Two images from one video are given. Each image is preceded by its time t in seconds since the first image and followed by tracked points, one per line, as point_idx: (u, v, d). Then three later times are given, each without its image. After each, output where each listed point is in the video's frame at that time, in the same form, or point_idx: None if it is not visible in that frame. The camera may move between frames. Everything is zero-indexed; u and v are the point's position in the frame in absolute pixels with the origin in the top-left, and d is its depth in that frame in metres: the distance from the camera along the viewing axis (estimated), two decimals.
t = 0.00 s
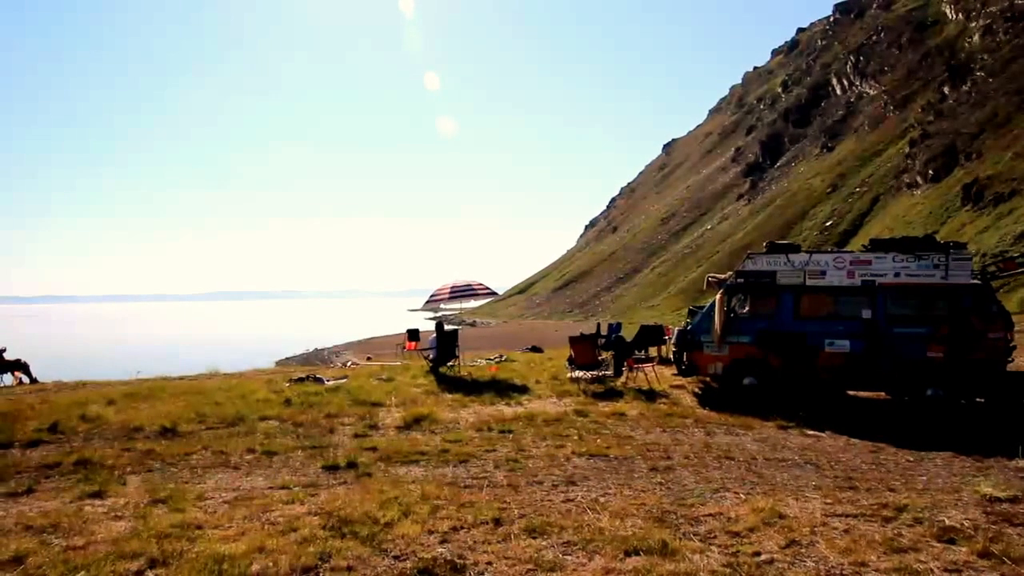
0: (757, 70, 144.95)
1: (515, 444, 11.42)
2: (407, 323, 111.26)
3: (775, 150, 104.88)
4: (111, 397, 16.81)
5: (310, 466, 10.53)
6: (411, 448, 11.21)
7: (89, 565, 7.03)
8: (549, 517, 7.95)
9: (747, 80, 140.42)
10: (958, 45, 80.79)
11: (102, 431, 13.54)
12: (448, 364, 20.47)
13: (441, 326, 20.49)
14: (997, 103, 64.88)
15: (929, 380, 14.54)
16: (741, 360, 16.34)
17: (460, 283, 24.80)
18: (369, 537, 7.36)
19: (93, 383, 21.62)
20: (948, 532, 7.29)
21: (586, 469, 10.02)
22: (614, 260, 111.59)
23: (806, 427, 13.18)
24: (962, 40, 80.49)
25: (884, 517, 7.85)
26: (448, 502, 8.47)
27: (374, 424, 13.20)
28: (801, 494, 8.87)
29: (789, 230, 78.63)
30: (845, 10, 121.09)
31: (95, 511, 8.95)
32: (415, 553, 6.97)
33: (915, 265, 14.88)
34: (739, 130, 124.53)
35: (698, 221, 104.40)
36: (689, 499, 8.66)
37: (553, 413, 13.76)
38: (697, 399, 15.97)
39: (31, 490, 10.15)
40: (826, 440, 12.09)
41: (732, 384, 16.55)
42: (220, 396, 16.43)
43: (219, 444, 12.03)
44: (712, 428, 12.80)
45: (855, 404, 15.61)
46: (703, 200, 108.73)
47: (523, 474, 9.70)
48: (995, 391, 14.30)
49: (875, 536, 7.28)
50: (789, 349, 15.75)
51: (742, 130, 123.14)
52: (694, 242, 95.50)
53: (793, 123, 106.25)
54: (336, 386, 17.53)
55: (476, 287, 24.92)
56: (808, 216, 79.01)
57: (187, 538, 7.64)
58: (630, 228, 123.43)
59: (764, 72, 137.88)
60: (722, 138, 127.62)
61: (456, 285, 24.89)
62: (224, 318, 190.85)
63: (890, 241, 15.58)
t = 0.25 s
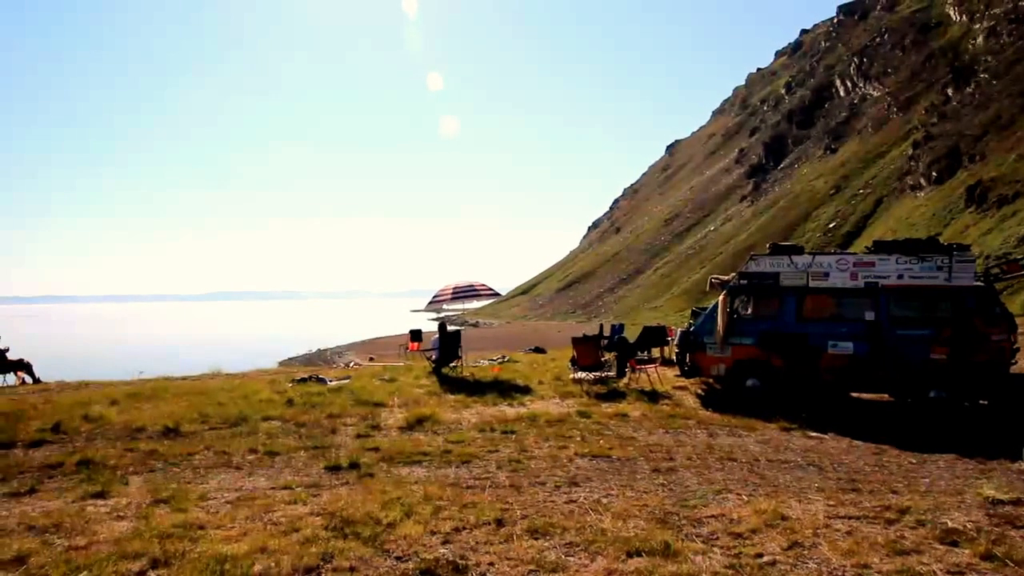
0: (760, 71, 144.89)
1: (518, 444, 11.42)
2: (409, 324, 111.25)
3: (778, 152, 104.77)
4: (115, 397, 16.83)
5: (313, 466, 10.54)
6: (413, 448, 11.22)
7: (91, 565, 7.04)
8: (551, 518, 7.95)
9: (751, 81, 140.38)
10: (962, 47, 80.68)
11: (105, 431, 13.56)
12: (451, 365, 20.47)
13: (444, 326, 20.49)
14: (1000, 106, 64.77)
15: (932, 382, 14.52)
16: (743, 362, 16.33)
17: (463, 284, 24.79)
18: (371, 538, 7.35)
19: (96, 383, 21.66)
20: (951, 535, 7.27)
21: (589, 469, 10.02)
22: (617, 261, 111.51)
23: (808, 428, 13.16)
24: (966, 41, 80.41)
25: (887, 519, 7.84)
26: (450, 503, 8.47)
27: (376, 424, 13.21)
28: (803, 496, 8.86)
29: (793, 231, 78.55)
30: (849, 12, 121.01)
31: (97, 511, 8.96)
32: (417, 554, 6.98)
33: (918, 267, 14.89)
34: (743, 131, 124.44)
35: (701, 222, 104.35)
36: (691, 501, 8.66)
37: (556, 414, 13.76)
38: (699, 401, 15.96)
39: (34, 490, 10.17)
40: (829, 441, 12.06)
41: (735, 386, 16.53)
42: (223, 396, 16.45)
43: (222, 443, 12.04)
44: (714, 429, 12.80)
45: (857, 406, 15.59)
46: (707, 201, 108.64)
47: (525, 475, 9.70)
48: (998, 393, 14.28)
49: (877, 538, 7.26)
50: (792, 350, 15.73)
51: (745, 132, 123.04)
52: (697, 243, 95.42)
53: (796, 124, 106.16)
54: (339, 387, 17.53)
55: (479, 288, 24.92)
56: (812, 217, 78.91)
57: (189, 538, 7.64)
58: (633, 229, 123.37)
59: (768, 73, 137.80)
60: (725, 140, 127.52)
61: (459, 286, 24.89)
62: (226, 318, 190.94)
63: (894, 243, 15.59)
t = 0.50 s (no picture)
0: (761, 73, 144.87)
1: (518, 445, 11.43)
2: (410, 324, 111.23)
3: (779, 153, 104.74)
4: (115, 397, 16.84)
5: (313, 467, 10.54)
6: (413, 449, 11.22)
7: (91, 565, 7.04)
8: (552, 519, 7.94)
9: (753, 83, 140.31)
10: (963, 49, 80.70)
11: (106, 431, 13.56)
12: (451, 365, 20.47)
13: (445, 327, 20.48)
14: (1001, 108, 64.78)
15: (933, 383, 14.51)
16: (744, 363, 16.32)
17: (464, 284, 24.78)
18: (371, 538, 7.36)
19: (96, 383, 21.67)
20: (951, 537, 7.26)
21: (589, 471, 10.02)
22: (618, 262, 111.48)
23: (808, 430, 13.16)
24: (967, 43, 80.42)
25: (887, 521, 7.83)
26: (450, 504, 8.47)
27: (377, 424, 13.22)
28: (803, 497, 8.86)
29: (794, 233, 78.53)
30: (850, 14, 121.04)
31: (97, 511, 8.95)
32: (417, 555, 6.98)
33: (919, 269, 14.88)
34: (744, 133, 124.42)
35: (702, 223, 104.32)
36: (691, 502, 8.65)
37: (556, 415, 13.76)
38: (700, 402, 15.94)
39: (34, 490, 10.17)
40: (830, 443, 12.05)
41: (735, 387, 16.52)
42: (223, 396, 16.45)
43: (222, 444, 12.04)
44: (714, 431, 12.79)
45: (858, 407, 15.57)
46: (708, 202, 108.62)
47: (525, 476, 9.69)
48: (998, 395, 14.27)
49: (877, 539, 7.26)
50: (793, 352, 15.72)
51: (746, 133, 123.05)
52: (698, 245, 95.40)
53: (798, 126, 106.12)
54: (339, 387, 17.52)
55: (480, 288, 24.91)
56: (813, 219, 78.86)
57: (189, 539, 7.64)
58: (634, 230, 123.37)
59: (769, 75, 137.79)
60: (726, 141, 127.50)
61: (460, 286, 24.88)
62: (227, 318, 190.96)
63: (895, 245, 15.58)
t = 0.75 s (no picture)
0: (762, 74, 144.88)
1: (518, 445, 11.43)
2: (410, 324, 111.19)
3: (780, 153, 104.70)
4: (115, 396, 16.84)
5: (312, 467, 10.53)
6: (413, 449, 11.21)
7: (90, 565, 7.04)
8: (551, 519, 7.95)
9: (753, 83, 140.27)
10: (964, 50, 80.73)
11: (105, 430, 13.56)
12: (451, 365, 20.46)
13: (445, 327, 20.48)
14: (1002, 109, 64.78)
15: (933, 384, 14.51)
16: (744, 363, 16.31)
17: (464, 284, 24.78)
18: (370, 538, 7.35)
19: (96, 382, 21.68)
20: (950, 537, 7.26)
21: (589, 470, 10.02)
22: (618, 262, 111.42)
23: (808, 430, 13.17)
24: (968, 44, 80.45)
25: (886, 522, 7.83)
26: (450, 503, 8.47)
27: (376, 424, 13.22)
28: (802, 497, 8.87)
29: (794, 233, 78.52)
30: (851, 15, 121.07)
31: (96, 511, 8.95)
32: (416, 554, 6.98)
33: (919, 269, 14.88)
34: (744, 134, 124.41)
35: (703, 224, 104.29)
36: (691, 502, 8.65)
37: (556, 415, 13.76)
38: (700, 402, 15.93)
39: (33, 489, 10.17)
40: (829, 444, 12.05)
41: (735, 387, 16.51)
42: (223, 396, 16.45)
43: (222, 443, 12.03)
44: (714, 431, 12.80)
45: (858, 408, 15.56)
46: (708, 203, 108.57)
47: (524, 476, 9.69)
48: (997, 396, 14.27)
49: (876, 540, 7.26)
50: (793, 352, 15.72)
51: (747, 134, 123.03)
52: (698, 245, 95.37)
53: (798, 127, 106.10)
54: (339, 387, 17.53)
55: (480, 288, 24.91)
56: (813, 219, 78.85)
57: (188, 538, 7.64)
58: (634, 230, 123.34)
59: (769, 75, 137.79)
60: (727, 141, 127.49)
61: (460, 286, 24.87)
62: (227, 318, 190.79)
63: (894, 246, 15.59)
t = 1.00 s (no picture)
0: (761, 73, 144.80)
1: (517, 445, 11.42)
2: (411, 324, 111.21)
3: (779, 153, 104.65)
4: (115, 396, 16.85)
5: (311, 466, 10.53)
6: (412, 448, 11.21)
7: (88, 564, 7.03)
8: (550, 518, 7.94)
9: (752, 83, 140.21)
10: (963, 49, 80.75)
11: (104, 429, 13.56)
12: (450, 365, 20.44)
13: (445, 326, 20.46)
14: (1001, 109, 64.76)
15: (931, 383, 14.50)
16: (743, 362, 16.29)
17: (463, 283, 24.78)
18: (369, 538, 7.34)
19: (95, 381, 21.66)
20: (949, 537, 7.25)
21: (588, 470, 10.02)
22: (618, 262, 111.37)
23: (807, 429, 13.17)
24: (967, 44, 80.47)
25: (885, 521, 7.83)
26: (448, 503, 8.46)
27: (376, 423, 13.21)
28: (801, 496, 8.87)
29: (794, 232, 78.51)
30: (850, 14, 121.07)
31: (95, 510, 8.95)
32: (414, 554, 6.97)
33: (918, 269, 14.87)
34: (744, 133, 124.40)
35: (702, 223, 104.27)
36: (689, 501, 8.65)
37: (556, 414, 13.76)
38: (699, 402, 15.92)
39: (31, 489, 10.16)
40: (829, 443, 12.04)
41: (734, 387, 16.49)
42: (223, 395, 16.45)
43: (221, 442, 12.03)
44: (713, 430, 12.79)
45: (857, 407, 15.54)
46: (708, 202, 108.51)
47: (524, 475, 9.69)
48: (996, 395, 14.28)
49: (874, 540, 7.25)
50: (792, 351, 15.70)
51: (746, 133, 123.03)
52: (698, 245, 95.33)
53: (798, 126, 106.11)
54: (338, 386, 17.52)
55: (480, 287, 24.89)
56: (813, 218, 78.85)
57: (186, 537, 7.63)
58: (634, 230, 123.32)
59: (769, 75, 137.75)
60: (726, 141, 127.48)
61: (460, 285, 24.86)
62: (227, 317, 190.78)
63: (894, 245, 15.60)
